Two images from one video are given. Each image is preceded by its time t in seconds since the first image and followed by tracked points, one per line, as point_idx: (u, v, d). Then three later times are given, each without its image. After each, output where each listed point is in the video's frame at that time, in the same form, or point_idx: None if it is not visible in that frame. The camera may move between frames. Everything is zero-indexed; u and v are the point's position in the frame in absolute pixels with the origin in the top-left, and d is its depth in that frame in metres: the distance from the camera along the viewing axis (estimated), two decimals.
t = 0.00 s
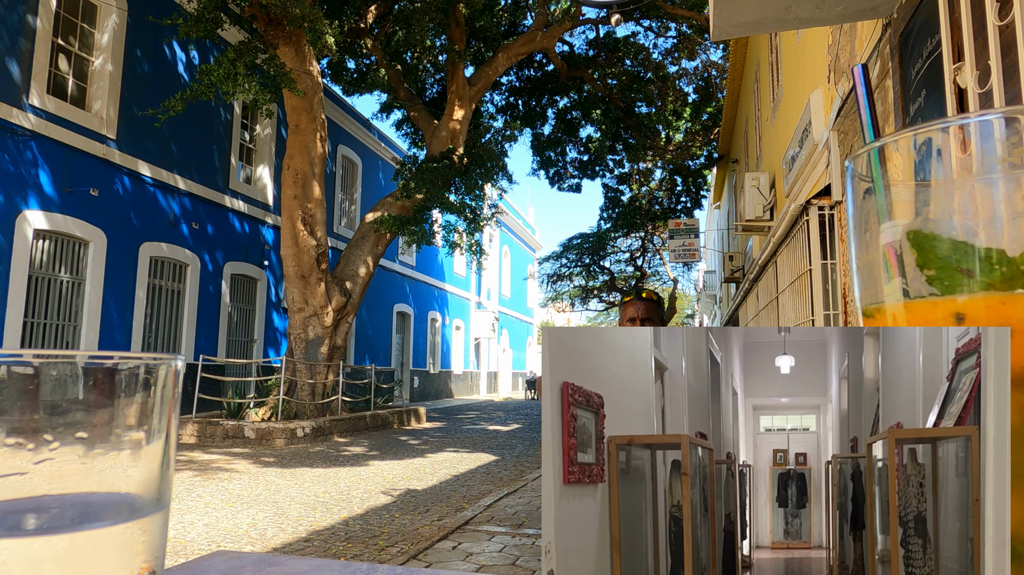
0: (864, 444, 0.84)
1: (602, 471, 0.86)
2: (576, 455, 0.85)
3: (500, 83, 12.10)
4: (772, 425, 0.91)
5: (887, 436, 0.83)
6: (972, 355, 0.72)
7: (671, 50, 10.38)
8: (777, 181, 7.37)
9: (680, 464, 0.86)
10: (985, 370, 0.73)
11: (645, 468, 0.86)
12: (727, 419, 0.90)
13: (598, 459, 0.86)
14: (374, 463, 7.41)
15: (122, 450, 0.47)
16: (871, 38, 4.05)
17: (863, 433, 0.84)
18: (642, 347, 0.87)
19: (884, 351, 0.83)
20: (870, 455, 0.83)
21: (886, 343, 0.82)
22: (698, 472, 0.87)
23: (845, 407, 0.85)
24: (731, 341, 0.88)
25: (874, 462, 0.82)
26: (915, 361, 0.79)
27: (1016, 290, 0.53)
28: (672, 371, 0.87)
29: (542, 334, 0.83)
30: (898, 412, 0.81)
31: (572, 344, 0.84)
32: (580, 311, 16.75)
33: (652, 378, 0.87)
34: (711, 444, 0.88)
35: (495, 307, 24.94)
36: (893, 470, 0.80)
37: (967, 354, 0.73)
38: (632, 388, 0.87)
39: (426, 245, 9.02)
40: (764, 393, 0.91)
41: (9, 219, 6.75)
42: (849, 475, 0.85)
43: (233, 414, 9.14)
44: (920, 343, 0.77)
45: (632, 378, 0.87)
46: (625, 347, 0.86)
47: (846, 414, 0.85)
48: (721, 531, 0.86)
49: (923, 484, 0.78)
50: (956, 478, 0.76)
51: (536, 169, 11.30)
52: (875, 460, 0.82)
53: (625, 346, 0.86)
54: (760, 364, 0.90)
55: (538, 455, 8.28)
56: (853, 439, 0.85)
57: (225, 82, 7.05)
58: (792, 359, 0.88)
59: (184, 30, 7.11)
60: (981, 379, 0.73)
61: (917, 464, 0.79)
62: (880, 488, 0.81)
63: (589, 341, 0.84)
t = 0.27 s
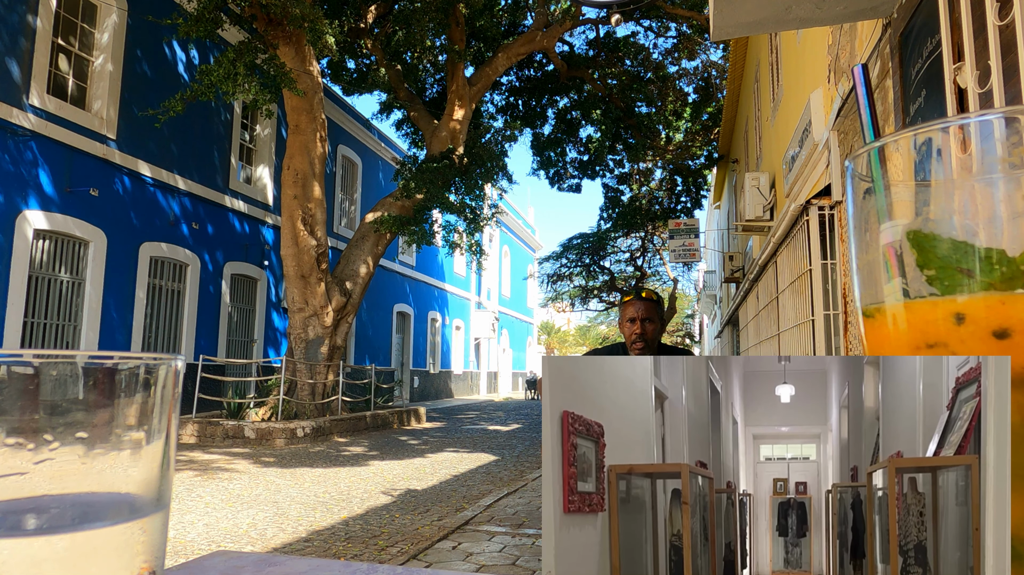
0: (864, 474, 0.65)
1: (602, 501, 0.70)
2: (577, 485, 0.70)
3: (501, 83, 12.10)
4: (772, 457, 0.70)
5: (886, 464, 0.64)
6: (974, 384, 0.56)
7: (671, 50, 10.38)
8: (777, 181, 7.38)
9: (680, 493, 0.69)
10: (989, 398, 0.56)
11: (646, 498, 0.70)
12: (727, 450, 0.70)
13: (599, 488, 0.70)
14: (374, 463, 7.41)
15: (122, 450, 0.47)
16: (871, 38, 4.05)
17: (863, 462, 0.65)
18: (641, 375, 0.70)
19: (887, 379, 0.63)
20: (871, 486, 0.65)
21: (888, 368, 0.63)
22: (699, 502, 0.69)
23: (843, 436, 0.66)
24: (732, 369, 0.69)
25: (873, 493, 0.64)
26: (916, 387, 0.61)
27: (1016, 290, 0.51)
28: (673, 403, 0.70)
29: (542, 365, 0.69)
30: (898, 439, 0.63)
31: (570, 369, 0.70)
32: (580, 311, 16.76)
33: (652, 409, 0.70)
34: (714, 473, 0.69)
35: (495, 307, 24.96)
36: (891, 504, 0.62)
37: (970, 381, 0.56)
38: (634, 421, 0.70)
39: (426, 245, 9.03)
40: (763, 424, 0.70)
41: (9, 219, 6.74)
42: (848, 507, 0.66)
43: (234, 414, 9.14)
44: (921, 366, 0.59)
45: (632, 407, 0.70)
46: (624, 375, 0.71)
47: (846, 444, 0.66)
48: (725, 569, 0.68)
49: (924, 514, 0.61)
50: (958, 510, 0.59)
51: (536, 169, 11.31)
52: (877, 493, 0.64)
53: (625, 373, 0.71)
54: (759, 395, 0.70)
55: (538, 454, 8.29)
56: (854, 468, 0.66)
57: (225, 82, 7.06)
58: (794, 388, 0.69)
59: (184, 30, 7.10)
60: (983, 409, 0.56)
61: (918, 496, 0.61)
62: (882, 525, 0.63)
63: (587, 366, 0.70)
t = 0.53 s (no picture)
0: (864, 502, 0.59)
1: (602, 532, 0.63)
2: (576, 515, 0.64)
3: (501, 83, 12.09)
4: (770, 488, 0.64)
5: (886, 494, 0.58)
6: (975, 415, 0.50)
7: (671, 49, 10.37)
8: (777, 181, 7.36)
9: (679, 521, 0.63)
10: (991, 426, 0.50)
11: (646, 527, 0.63)
12: (727, 479, 0.64)
13: (599, 518, 0.64)
14: (374, 463, 7.42)
15: (121, 450, 0.47)
16: (872, 37, 4.05)
17: (863, 491, 0.60)
18: (640, 406, 0.65)
19: (886, 409, 0.58)
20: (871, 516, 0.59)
21: (886, 393, 0.57)
22: (699, 531, 0.62)
23: (843, 466, 0.61)
24: (733, 396, 0.63)
25: (873, 522, 0.58)
26: (916, 417, 0.55)
27: (1016, 291, 0.48)
28: (674, 434, 0.64)
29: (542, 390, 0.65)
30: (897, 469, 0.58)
31: (569, 399, 0.65)
32: (580, 311, 16.76)
33: (651, 438, 0.64)
34: (715, 502, 0.63)
35: (495, 306, 24.97)
36: (891, 534, 0.56)
37: (970, 409, 0.50)
38: (635, 454, 0.64)
39: (426, 245, 9.02)
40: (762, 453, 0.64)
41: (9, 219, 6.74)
42: (847, 537, 0.59)
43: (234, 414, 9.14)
44: (918, 391, 0.54)
45: (632, 436, 0.65)
46: (623, 403, 0.65)
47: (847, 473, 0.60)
48: None
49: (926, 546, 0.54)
50: (958, 543, 0.53)
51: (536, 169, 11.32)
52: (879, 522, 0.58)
53: (626, 404, 0.65)
54: (759, 424, 0.63)
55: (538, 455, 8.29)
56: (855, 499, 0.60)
57: (225, 82, 7.06)
58: (793, 418, 0.62)
59: (184, 31, 7.10)
60: (985, 438, 0.51)
61: (918, 525, 0.55)
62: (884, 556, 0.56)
63: (587, 395, 0.65)
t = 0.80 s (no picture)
0: (865, 531, 0.51)
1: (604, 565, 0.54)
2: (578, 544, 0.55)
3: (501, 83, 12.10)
4: (771, 516, 0.54)
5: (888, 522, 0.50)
6: (975, 443, 0.46)
7: (671, 49, 10.38)
8: (777, 181, 7.37)
9: (681, 551, 0.53)
10: (991, 455, 0.46)
11: (648, 555, 0.54)
12: (727, 509, 0.54)
13: (599, 547, 0.55)
14: (374, 463, 7.42)
15: (121, 451, 0.47)
16: (871, 37, 4.05)
17: (862, 519, 0.51)
18: (639, 431, 0.56)
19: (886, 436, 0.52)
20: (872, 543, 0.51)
21: (888, 421, 0.51)
22: (699, 562, 0.53)
23: (843, 494, 0.52)
24: (736, 427, 0.55)
25: (873, 552, 0.50)
26: (915, 446, 0.50)
27: (1016, 291, 0.45)
28: (674, 462, 0.55)
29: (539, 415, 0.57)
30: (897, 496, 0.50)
31: (561, 421, 0.57)
32: (581, 311, 16.77)
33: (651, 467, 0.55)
34: (715, 530, 0.54)
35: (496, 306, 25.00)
36: (892, 564, 0.49)
37: (969, 438, 0.47)
38: (635, 486, 0.55)
39: (426, 245, 9.03)
40: (761, 481, 0.55)
41: (9, 219, 6.73)
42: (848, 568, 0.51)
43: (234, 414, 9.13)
44: (917, 421, 0.50)
45: (632, 464, 0.56)
46: (623, 430, 0.56)
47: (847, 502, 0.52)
48: None
49: None
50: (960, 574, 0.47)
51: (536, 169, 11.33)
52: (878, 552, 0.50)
53: (624, 430, 0.56)
54: (762, 454, 0.55)
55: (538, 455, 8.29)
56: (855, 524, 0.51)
57: (224, 82, 7.06)
58: (793, 447, 0.54)
59: (184, 31, 7.11)
60: (986, 468, 0.47)
61: (920, 555, 0.49)
62: None
63: (583, 419, 0.56)
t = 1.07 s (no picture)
0: (864, 561, 0.48)
1: None
2: None
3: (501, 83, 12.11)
4: (771, 546, 0.52)
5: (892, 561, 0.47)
6: (974, 472, 0.42)
7: (671, 50, 10.40)
8: (777, 181, 7.37)
9: None
10: (992, 484, 0.42)
11: None
12: (727, 539, 0.52)
13: None
14: (374, 463, 7.42)
15: (122, 450, 0.47)
16: (871, 38, 4.05)
17: (863, 549, 0.48)
18: (640, 459, 0.54)
19: (888, 468, 0.48)
20: None
21: (889, 449, 0.48)
22: None
23: (842, 523, 0.49)
24: (732, 458, 0.52)
25: None
26: (915, 474, 0.46)
27: (1018, 291, 0.41)
28: (675, 492, 0.53)
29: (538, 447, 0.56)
30: (898, 525, 0.46)
31: (561, 448, 0.55)
32: (581, 311, 16.78)
33: (651, 496, 0.53)
34: (714, 562, 0.51)
35: (496, 306, 25.02)
36: None
37: (969, 467, 0.43)
38: (637, 516, 0.53)
39: (427, 245, 9.04)
40: (761, 510, 0.52)
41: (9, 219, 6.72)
42: None
43: (234, 414, 9.13)
44: (916, 448, 0.46)
45: (633, 496, 0.53)
46: (623, 459, 0.54)
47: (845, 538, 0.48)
48: None
49: None
50: None
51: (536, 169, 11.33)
52: None
53: (625, 457, 0.54)
54: (759, 483, 0.52)
55: (538, 454, 8.29)
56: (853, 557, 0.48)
57: (224, 82, 7.06)
58: (794, 476, 0.51)
59: (184, 31, 7.11)
60: (987, 496, 0.43)
61: None
62: None
63: (583, 447, 0.54)
